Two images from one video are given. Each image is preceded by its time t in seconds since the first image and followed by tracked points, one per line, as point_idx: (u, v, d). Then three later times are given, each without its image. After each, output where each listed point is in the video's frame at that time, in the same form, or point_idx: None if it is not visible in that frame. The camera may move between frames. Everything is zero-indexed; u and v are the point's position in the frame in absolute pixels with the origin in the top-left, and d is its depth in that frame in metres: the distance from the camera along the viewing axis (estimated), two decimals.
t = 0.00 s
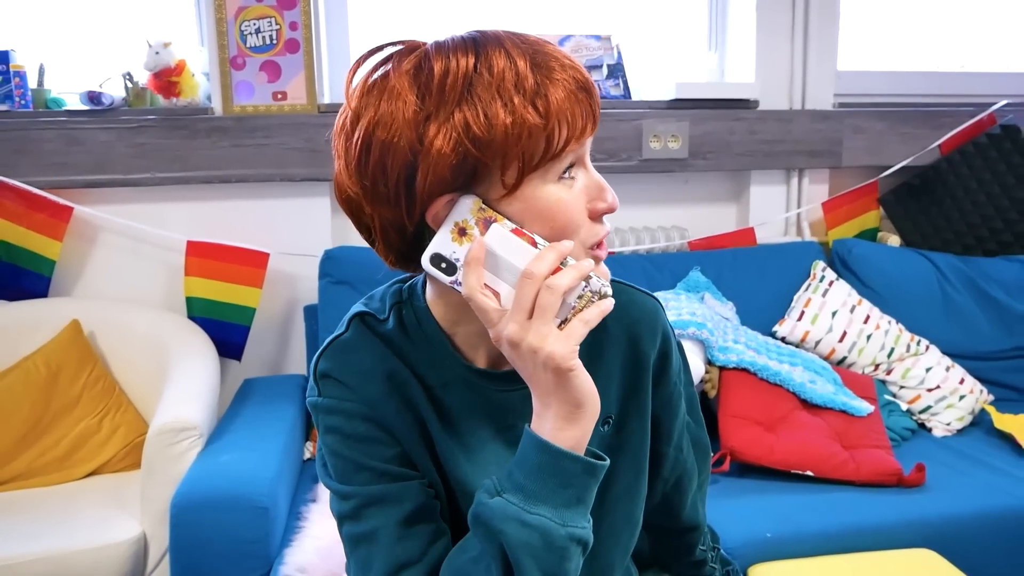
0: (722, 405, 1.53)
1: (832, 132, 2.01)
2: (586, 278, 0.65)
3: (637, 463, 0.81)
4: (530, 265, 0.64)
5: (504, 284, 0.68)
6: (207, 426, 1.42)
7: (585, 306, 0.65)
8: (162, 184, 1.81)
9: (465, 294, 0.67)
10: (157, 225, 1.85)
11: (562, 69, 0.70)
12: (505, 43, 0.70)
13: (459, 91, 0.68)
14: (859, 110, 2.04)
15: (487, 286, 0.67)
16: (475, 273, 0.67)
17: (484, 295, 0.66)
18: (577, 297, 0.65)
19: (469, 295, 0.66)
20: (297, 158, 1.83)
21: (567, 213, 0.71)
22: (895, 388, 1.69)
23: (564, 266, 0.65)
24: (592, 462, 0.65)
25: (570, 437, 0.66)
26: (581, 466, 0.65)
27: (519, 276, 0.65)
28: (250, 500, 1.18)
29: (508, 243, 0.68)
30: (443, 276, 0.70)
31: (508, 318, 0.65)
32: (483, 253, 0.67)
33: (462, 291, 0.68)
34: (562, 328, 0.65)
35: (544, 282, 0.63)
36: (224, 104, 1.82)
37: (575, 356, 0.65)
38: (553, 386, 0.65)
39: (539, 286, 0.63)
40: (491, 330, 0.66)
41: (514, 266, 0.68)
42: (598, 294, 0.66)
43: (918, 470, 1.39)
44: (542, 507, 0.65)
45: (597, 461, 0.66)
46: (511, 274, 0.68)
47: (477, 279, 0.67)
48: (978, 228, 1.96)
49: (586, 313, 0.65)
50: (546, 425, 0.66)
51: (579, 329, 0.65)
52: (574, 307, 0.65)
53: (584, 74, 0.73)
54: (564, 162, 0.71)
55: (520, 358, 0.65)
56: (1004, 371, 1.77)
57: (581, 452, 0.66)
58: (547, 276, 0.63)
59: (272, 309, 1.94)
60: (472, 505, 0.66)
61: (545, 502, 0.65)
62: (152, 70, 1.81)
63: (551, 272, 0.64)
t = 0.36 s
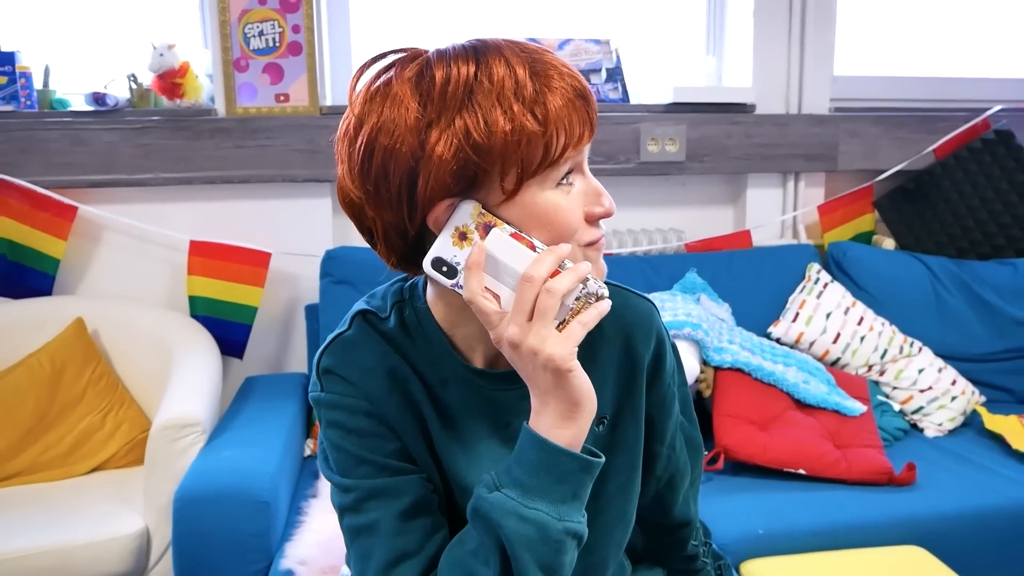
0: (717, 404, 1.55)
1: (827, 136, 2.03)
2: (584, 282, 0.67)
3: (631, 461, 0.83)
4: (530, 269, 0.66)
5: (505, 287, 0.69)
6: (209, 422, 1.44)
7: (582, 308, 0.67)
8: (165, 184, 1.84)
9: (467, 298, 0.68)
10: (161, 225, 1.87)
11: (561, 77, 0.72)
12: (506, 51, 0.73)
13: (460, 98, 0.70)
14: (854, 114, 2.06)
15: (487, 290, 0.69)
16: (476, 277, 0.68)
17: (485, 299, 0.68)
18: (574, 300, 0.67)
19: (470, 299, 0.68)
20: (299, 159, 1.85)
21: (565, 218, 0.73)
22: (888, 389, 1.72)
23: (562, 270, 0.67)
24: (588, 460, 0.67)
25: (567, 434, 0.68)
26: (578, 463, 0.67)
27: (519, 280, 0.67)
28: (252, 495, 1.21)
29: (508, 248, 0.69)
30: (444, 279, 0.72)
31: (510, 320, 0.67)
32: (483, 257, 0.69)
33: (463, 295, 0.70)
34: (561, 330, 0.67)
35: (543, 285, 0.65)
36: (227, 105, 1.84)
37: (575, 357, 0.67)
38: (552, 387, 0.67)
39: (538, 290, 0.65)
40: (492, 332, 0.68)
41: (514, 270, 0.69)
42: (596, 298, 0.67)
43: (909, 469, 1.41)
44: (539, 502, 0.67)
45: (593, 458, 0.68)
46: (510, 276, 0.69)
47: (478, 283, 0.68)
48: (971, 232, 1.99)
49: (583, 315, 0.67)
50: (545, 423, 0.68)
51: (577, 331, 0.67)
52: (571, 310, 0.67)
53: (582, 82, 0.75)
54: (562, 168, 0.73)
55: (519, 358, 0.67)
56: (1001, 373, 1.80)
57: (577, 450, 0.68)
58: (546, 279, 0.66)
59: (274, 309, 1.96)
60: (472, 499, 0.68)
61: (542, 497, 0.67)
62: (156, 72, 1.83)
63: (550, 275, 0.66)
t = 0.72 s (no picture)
0: (712, 404, 1.58)
1: (823, 141, 2.06)
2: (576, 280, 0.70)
3: (625, 455, 0.86)
4: (524, 267, 0.69)
5: (501, 284, 0.72)
6: (213, 418, 1.47)
7: (575, 305, 0.70)
8: (171, 185, 1.87)
9: (465, 294, 0.71)
10: (166, 225, 1.90)
11: (559, 86, 0.75)
12: (506, 60, 0.76)
13: (462, 104, 0.73)
14: (850, 119, 2.09)
15: (484, 286, 0.72)
16: (473, 274, 0.71)
17: (482, 295, 0.71)
18: (568, 297, 0.69)
19: (468, 295, 0.71)
20: (302, 161, 1.88)
21: (561, 222, 0.76)
22: (881, 391, 1.74)
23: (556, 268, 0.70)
24: (580, 450, 0.70)
25: (559, 426, 0.71)
26: (569, 453, 0.70)
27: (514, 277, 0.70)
28: (256, 488, 1.23)
29: (504, 247, 0.72)
30: (444, 277, 0.75)
31: (505, 316, 0.69)
32: (480, 256, 0.71)
33: (462, 291, 0.73)
34: (554, 326, 0.70)
35: (537, 283, 0.68)
36: (232, 107, 1.87)
37: (567, 352, 0.69)
38: (545, 380, 0.70)
39: (532, 287, 0.68)
40: (488, 328, 0.71)
41: (510, 268, 0.72)
42: (588, 296, 0.70)
43: (900, 468, 1.44)
44: (532, 490, 0.69)
45: (585, 449, 0.70)
46: (506, 274, 0.72)
47: (475, 280, 0.71)
48: (966, 236, 2.02)
49: (576, 312, 0.69)
50: (538, 415, 0.71)
51: (570, 327, 0.69)
52: (565, 307, 0.70)
53: (580, 91, 0.78)
54: (559, 174, 0.76)
55: (514, 352, 0.70)
56: (993, 376, 1.82)
57: (570, 441, 0.71)
58: (540, 277, 0.68)
59: (276, 307, 1.99)
60: (468, 488, 0.71)
61: (536, 485, 0.69)
62: (162, 74, 1.86)
63: (544, 273, 0.69)
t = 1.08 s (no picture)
0: (712, 405, 1.61)
1: (822, 148, 2.10)
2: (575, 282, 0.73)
3: (625, 449, 0.89)
4: (524, 270, 0.72)
5: (503, 286, 0.75)
6: (223, 417, 1.50)
7: (574, 307, 0.73)
8: (181, 188, 1.90)
9: (469, 296, 0.76)
10: (176, 227, 1.94)
11: (567, 103, 0.78)
12: (518, 77, 0.79)
13: (474, 116, 0.76)
14: (848, 127, 2.13)
15: (488, 288, 0.76)
16: (477, 277, 0.76)
17: (485, 297, 0.75)
18: (567, 299, 0.73)
19: (472, 297, 0.75)
20: (311, 165, 1.92)
21: (562, 232, 0.79)
22: (877, 393, 1.77)
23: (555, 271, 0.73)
24: (578, 444, 0.74)
25: (558, 420, 0.74)
26: (568, 446, 0.73)
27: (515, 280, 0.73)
28: (265, 484, 1.27)
29: (507, 251, 0.75)
30: (451, 279, 0.78)
31: (505, 316, 0.73)
32: (483, 259, 0.76)
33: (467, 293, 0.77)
34: (553, 326, 0.73)
35: (536, 286, 0.71)
36: (241, 112, 1.91)
37: (563, 351, 0.73)
38: (544, 377, 0.73)
39: (531, 289, 0.71)
40: (491, 327, 0.75)
41: (511, 271, 0.75)
42: (587, 297, 0.73)
43: (895, 469, 1.47)
44: (534, 481, 0.73)
45: (583, 443, 0.74)
46: (508, 277, 0.75)
47: (479, 282, 0.75)
48: (961, 242, 2.07)
49: (573, 313, 0.72)
50: (539, 410, 0.75)
51: (567, 327, 0.73)
52: (565, 307, 0.73)
53: (586, 108, 0.81)
54: (562, 187, 0.79)
55: (515, 350, 0.73)
56: (986, 380, 1.86)
57: (569, 434, 0.74)
58: (539, 280, 0.72)
59: (284, 309, 2.02)
60: (473, 479, 0.74)
61: (537, 477, 0.73)
62: (174, 80, 1.90)
63: (543, 276, 0.72)
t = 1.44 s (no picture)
0: (702, 400, 1.64)
1: (810, 149, 2.14)
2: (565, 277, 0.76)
3: (617, 440, 0.92)
4: (515, 266, 0.75)
5: (495, 281, 0.77)
6: (222, 412, 1.52)
7: (563, 300, 0.76)
8: (179, 187, 1.92)
9: (463, 292, 0.78)
10: (173, 226, 1.96)
11: (556, 107, 0.80)
12: (508, 81, 0.81)
13: (466, 119, 0.79)
14: (836, 128, 2.17)
15: (481, 283, 0.78)
16: (470, 273, 0.77)
17: (479, 292, 0.77)
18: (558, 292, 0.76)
19: (465, 292, 0.77)
20: (307, 164, 1.94)
21: (552, 230, 0.82)
22: (864, 388, 1.81)
23: (545, 266, 0.76)
24: (570, 431, 0.76)
25: (551, 409, 0.77)
26: (560, 433, 0.76)
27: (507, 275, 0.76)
28: (265, 478, 1.29)
29: (498, 247, 0.77)
30: (447, 276, 0.81)
31: (498, 310, 0.76)
32: (476, 256, 0.77)
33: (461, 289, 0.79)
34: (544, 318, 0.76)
35: (526, 280, 0.74)
36: (239, 112, 1.93)
37: (554, 342, 0.75)
38: (535, 367, 0.76)
39: (522, 284, 0.74)
40: (485, 320, 0.77)
41: (503, 266, 0.77)
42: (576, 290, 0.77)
43: (881, 461, 1.51)
44: (528, 467, 0.75)
45: (575, 430, 0.77)
46: (500, 273, 0.77)
47: (472, 278, 0.77)
48: (946, 241, 2.11)
49: (563, 306, 0.76)
50: (532, 399, 0.77)
51: (557, 320, 0.75)
52: (555, 300, 0.76)
53: (576, 111, 0.83)
54: (552, 187, 0.81)
55: (507, 342, 0.76)
56: (969, 374, 1.90)
57: (561, 422, 0.77)
58: (529, 275, 0.74)
59: (281, 307, 2.04)
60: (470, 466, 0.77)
61: (531, 463, 0.75)
62: (172, 80, 1.92)
63: (533, 271, 0.75)
